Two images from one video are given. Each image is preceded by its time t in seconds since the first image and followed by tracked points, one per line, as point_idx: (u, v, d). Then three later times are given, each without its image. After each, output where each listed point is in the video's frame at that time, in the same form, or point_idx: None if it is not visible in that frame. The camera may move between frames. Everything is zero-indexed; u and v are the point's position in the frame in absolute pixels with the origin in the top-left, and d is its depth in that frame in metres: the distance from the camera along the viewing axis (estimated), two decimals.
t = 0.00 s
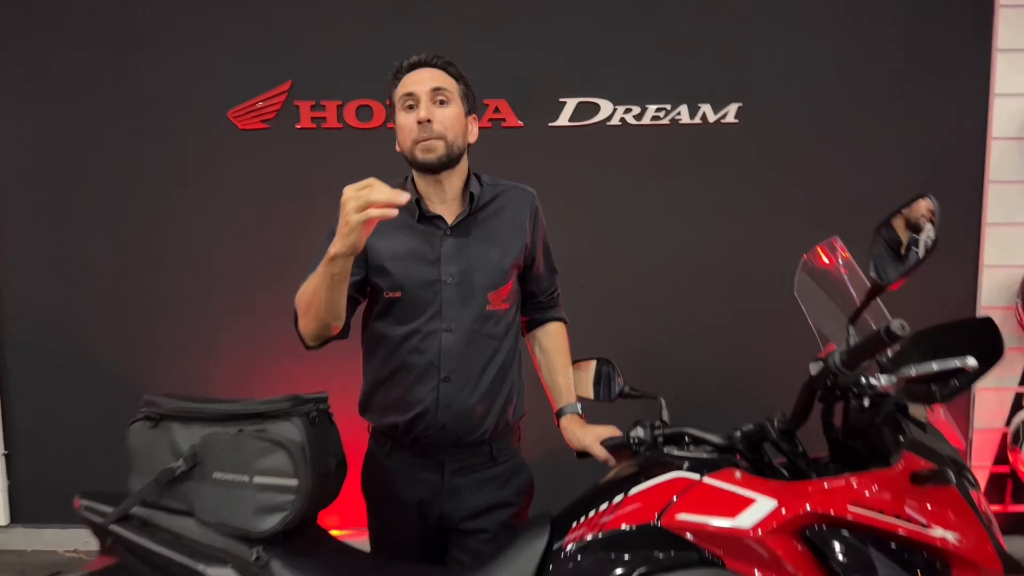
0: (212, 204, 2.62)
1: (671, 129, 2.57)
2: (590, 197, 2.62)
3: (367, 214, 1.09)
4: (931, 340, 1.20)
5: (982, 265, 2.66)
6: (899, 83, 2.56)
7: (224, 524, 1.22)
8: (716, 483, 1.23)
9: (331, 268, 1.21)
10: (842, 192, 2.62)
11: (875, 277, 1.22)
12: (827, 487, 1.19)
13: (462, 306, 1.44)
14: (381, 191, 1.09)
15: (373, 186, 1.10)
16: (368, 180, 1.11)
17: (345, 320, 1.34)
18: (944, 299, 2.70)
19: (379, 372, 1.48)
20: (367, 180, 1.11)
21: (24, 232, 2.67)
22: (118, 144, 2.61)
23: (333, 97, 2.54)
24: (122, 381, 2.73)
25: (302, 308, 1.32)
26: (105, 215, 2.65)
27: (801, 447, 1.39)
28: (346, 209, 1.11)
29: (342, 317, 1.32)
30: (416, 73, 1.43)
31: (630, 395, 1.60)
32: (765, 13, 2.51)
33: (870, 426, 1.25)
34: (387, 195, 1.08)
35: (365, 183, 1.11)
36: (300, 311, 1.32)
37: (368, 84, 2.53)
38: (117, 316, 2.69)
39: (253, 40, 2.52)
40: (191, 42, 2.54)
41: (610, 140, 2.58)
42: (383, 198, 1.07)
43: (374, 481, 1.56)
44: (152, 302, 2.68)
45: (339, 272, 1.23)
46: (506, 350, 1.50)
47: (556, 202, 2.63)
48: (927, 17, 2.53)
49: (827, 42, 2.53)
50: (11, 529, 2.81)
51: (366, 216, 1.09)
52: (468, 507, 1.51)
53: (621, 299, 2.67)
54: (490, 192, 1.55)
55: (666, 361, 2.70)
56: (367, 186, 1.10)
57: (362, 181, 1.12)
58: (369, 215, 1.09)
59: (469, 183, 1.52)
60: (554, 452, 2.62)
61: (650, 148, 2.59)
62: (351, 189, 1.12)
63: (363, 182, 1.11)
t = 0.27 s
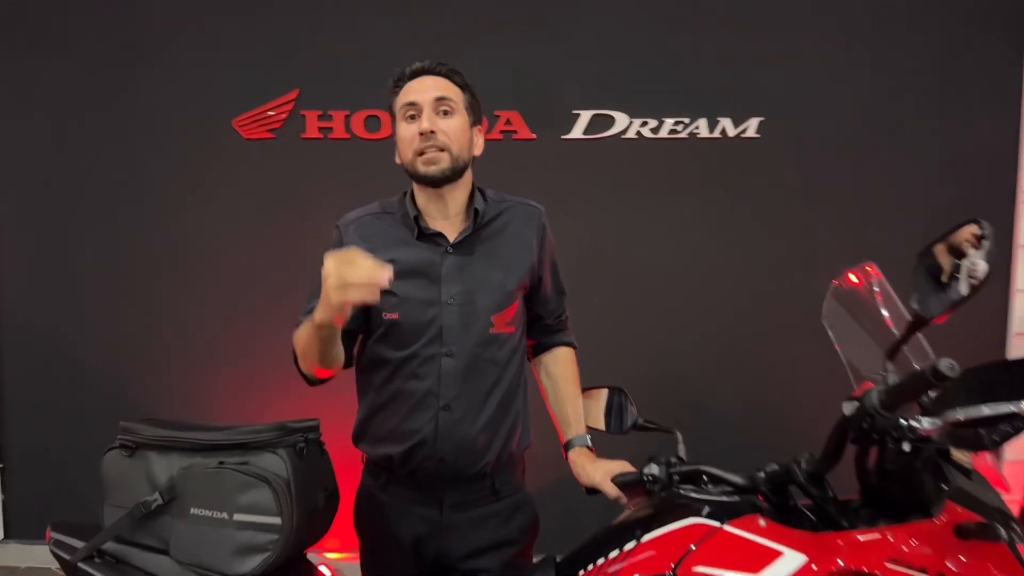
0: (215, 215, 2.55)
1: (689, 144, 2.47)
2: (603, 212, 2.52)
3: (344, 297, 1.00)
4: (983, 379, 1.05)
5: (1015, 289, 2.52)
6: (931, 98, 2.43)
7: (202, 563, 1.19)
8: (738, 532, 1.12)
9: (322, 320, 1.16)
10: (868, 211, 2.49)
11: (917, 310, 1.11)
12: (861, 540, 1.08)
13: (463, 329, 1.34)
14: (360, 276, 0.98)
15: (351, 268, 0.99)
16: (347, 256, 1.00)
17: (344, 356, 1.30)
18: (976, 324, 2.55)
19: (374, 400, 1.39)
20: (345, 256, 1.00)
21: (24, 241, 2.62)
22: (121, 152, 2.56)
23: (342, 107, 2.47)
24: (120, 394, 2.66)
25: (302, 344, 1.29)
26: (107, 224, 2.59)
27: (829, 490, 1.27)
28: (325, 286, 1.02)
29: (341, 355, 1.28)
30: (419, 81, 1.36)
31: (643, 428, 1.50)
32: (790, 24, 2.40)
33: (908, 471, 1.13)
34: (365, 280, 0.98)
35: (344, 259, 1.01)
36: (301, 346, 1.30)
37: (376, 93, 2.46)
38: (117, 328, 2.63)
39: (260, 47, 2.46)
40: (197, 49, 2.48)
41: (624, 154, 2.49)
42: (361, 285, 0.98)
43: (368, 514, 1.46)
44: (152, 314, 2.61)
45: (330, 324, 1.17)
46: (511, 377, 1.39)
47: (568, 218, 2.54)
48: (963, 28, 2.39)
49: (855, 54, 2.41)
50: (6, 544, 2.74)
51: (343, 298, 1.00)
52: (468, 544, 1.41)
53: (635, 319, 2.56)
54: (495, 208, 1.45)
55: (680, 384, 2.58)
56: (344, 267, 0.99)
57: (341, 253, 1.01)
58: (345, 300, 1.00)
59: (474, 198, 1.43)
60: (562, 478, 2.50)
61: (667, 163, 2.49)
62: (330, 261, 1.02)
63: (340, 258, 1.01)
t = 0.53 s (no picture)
0: (230, 216, 2.50)
1: (719, 147, 2.37)
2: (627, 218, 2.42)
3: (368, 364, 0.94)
4: None
5: None
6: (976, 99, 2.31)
7: None
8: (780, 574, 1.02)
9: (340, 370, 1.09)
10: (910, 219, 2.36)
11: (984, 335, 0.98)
12: None
13: (479, 342, 1.25)
14: (382, 343, 0.92)
15: (373, 335, 0.93)
16: (365, 321, 0.93)
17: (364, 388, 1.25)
18: None
19: (384, 415, 1.31)
20: (363, 321, 0.93)
21: (39, 242, 2.59)
22: (137, 151, 2.52)
23: (360, 106, 2.41)
24: (132, 397, 2.61)
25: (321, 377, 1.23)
26: (122, 225, 2.55)
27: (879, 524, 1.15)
28: (342, 350, 0.95)
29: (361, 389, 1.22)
30: (435, 78, 1.28)
31: (672, 449, 1.41)
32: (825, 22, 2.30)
33: (968, 505, 1.02)
34: (389, 348, 0.92)
35: (362, 324, 0.93)
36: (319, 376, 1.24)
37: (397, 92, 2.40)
38: (130, 329, 2.59)
39: (279, 44, 2.41)
40: (215, 46, 2.44)
41: (651, 156, 2.38)
42: (385, 354, 0.91)
43: (377, 535, 1.38)
44: (165, 315, 2.56)
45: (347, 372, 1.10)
46: (529, 393, 1.29)
47: (591, 223, 2.44)
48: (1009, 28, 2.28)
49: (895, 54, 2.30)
50: (17, 548, 2.71)
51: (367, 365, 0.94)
52: (481, 569, 1.32)
53: (660, 331, 2.44)
54: (515, 213, 1.36)
55: (708, 401, 2.44)
56: (364, 335, 0.92)
57: (357, 317, 0.94)
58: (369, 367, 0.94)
59: (492, 204, 1.34)
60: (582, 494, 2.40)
61: (695, 166, 2.38)
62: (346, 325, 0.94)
63: (357, 324, 0.93)
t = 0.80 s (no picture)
0: (242, 212, 2.45)
1: (744, 144, 2.38)
2: (651, 215, 2.41)
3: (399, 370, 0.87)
4: None
5: None
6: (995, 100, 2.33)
7: None
8: None
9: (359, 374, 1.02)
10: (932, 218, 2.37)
11: None
12: None
13: (502, 351, 1.17)
14: (417, 348, 0.85)
15: (407, 339, 0.86)
16: (399, 323, 0.86)
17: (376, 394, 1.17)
18: None
19: (399, 428, 1.23)
20: (397, 322, 0.86)
21: (45, 237, 2.53)
22: (147, 145, 2.45)
23: (373, 101, 2.37)
24: (139, 397, 2.55)
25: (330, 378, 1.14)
26: (130, 220, 2.49)
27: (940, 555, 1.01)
28: (370, 352, 0.89)
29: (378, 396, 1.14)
30: (461, 67, 1.20)
31: (706, 464, 1.32)
32: (847, 21, 2.32)
33: None
34: (424, 354, 0.85)
35: (396, 325, 0.87)
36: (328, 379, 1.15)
37: (413, 86, 2.36)
38: (137, 328, 2.52)
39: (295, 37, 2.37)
40: (229, 38, 2.39)
41: (674, 153, 2.38)
42: (419, 359, 0.85)
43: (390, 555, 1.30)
44: (173, 314, 2.50)
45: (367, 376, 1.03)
46: (555, 405, 1.21)
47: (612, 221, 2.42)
48: None
49: (915, 54, 2.32)
50: (22, 550, 2.65)
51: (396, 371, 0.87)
52: None
53: (679, 329, 2.43)
54: (541, 213, 1.28)
55: (727, 399, 2.44)
56: (398, 339, 0.86)
57: (389, 318, 0.87)
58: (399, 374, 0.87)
59: (518, 203, 1.25)
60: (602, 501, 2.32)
61: (720, 163, 2.38)
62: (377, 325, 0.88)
63: (391, 326, 0.87)
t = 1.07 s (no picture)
0: (233, 216, 2.35)
1: (752, 146, 2.31)
2: (656, 218, 2.34)
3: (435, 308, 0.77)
4: None
5: None
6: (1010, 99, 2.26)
7: None
8: None
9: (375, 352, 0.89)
10: (947, 220, 2.30)
11: None
12: None
13: (522, 371, 1.11)
14: (456, 279, 0.75)
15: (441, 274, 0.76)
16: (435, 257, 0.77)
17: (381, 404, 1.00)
18: None
19: (406, 453, 1.14)
20: (430, 258, 0.78)
21: (27, 241, 2.43)
22: (134, 147, 2.37)
23: (369, 101, 2.29)
24: (124, 409, 2.44)
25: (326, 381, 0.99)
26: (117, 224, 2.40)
27: None
28: (398, 297, 0.79)
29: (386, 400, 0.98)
30: (484, 65, 1.11)
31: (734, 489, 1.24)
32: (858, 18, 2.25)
33: None
34: (463, 284, 0.75)
35: (430, 263, 0.77)
36: (323, 383, 1.00)
37: (407, 86, 2.28)
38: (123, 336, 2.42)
39: (290, 33, 2.29)
40: (220, 36, 2.31)
41: (680, 154, 2.31)
42: (459, 291, 0.74)
43: None
44: (161, 321, 2.40)
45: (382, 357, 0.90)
46: (576, 428, 1.14)
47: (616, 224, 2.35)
48: None
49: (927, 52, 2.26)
50: None
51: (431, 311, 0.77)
52: None
53: (687, 337, 2.34)
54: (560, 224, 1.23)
55: (737, 410, 2.34)
56: (435, 270, 0.77)
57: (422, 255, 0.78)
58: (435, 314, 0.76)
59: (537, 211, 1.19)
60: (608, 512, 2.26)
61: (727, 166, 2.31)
62: (407, 264, 0.78)
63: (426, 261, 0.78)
